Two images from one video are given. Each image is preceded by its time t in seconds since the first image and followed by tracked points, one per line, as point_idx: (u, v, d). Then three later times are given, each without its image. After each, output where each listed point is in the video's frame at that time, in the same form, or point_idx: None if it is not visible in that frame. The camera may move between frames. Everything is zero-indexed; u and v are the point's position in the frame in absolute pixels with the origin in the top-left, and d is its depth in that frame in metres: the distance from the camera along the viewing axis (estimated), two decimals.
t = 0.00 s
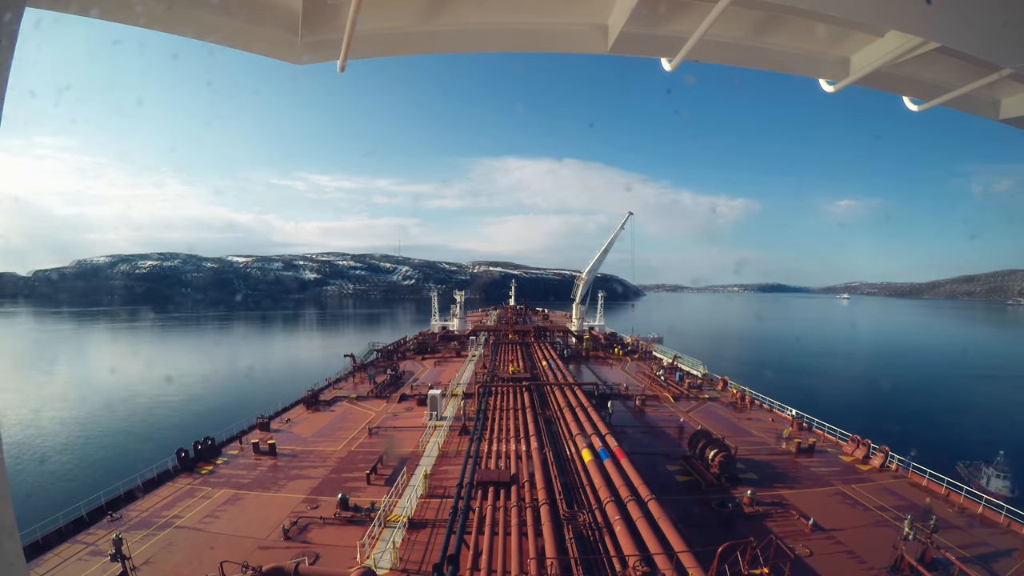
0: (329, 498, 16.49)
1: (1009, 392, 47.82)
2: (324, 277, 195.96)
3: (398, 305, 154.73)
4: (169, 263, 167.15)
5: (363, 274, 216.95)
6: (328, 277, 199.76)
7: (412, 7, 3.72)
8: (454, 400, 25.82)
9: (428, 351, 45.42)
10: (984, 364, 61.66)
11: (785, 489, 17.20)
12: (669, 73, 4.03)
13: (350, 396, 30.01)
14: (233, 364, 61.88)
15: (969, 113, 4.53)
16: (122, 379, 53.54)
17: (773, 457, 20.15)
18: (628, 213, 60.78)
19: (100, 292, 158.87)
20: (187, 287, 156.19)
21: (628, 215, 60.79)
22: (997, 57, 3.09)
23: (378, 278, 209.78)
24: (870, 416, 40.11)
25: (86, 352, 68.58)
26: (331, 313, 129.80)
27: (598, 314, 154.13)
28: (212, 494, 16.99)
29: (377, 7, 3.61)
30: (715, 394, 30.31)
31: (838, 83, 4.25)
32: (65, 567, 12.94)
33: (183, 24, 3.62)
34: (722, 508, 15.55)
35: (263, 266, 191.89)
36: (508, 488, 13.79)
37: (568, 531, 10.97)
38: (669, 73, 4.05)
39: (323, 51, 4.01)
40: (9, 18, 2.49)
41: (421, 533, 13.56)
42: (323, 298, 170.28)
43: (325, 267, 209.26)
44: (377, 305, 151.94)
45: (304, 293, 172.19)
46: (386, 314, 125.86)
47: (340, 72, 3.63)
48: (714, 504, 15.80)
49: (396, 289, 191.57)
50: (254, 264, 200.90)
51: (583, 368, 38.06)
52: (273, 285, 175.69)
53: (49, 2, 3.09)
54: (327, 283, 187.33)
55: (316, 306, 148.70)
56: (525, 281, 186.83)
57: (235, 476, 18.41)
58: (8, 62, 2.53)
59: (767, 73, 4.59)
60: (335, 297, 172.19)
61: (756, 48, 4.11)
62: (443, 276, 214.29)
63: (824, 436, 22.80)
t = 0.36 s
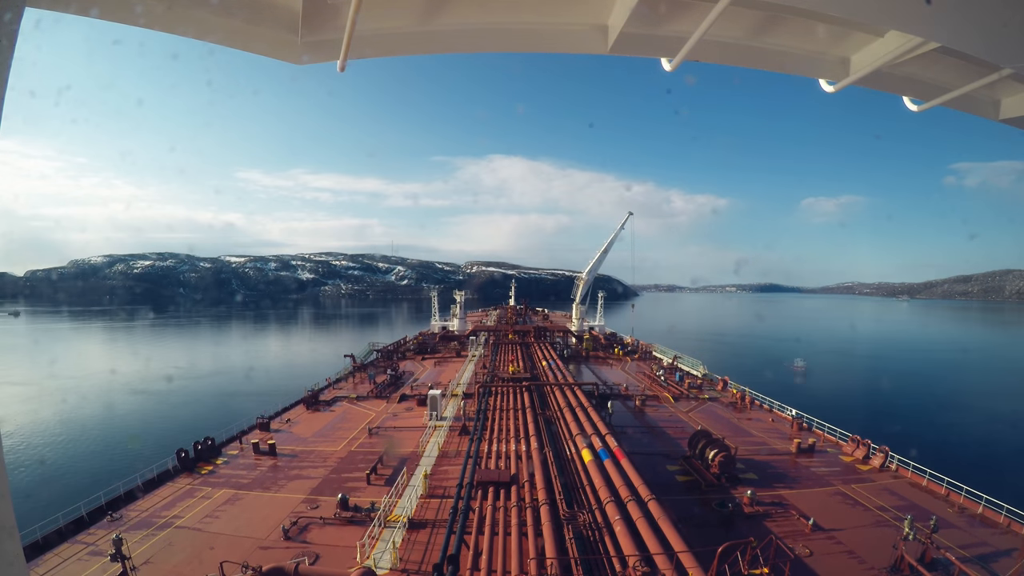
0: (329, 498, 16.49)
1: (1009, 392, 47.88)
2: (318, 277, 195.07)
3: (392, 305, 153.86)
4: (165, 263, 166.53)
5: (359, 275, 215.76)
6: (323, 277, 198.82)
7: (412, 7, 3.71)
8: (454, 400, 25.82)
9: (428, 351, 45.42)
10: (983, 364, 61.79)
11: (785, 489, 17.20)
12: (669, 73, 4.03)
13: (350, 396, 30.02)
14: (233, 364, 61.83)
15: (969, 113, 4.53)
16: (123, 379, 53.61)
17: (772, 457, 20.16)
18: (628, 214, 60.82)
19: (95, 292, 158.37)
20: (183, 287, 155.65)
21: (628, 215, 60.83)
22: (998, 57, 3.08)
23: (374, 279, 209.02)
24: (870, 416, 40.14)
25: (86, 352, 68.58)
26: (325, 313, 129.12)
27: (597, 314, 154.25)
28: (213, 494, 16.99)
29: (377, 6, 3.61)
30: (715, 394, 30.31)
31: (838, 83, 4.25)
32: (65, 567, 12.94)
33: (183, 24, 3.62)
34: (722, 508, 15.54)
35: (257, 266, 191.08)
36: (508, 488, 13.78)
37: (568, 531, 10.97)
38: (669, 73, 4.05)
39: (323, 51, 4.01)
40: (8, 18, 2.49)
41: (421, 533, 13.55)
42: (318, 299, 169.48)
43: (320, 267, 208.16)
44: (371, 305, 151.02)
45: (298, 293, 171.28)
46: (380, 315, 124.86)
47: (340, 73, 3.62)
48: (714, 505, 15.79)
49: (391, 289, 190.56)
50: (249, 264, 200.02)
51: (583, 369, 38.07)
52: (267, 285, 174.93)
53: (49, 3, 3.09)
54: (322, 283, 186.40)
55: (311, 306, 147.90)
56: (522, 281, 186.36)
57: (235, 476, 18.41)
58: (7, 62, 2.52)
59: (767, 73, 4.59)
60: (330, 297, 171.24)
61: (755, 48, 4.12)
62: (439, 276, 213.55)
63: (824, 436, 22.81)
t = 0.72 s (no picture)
0: (329, 498, 16.49)
1: (1009, 392, 47.87)
2: (314, 277, 194.24)
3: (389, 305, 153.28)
4: (162, 263, 166.10)
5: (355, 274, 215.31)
6: (319, 277, 198.17)
7: (411, 7, 3.71)
8: (454, 400, 25.81)
9: (428, 351, 45.40)
10: (983, 364, 61.75)
11: (785, 489, 17.20)
12: (669, 73, 4.04)
13: (350, 396, 30.02)
14: (231, 364, 61.66)
15: (969, 113, 4.52)
16: (122, 379, 53.55)
17: (772, 457, 20.15)
18: (628, 213, 60.79)
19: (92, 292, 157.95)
20: (180, 287, 155.30)
21: (628, 215, 60.81)
22: (997, 57, 3.08)
23: (371, 279, 208.61)
24: (869, 416, 40.15)
25: (85, 353, 68.47)
26: (322, 313, 128.68)
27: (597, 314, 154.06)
28: (213, 494, 17.00)
29: (378, 7, 3.62)
30: (715, 394, 30.30)
31: (838, 83, 4.25)
32: (65, 567, 12.94)
33: (183, 24, 3.62)
34: (722, 508, 15.55)
35: (254, 266, 190.39)
36: (508, 488, 13.79)
37: (568, 531, 10.97)
38: (670, 73, 4.05)
39: (324, 51, 4.00)
40: (8, 18, 2.48)
41: (421, 533, 13.56)
42: (314, 299, 168.80)
43: (316, 266, 207.33)
44: (366, 306, 150.24)
45: (295, 293, 170.67)
46: (376, 315, 124.38)
47: (341, 73, 3.63)
48: (714, 504, 15.79)
49: (387, 289, 190.05)
50: (246, 264, 199.38)
51: (583, 368, 38.05)
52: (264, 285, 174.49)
53: (48, 2, 3.09)
54: (318, 283, 185.50)
55: (307, 306, 147.25)
56: (520, 281, 186.00)
57: (235, 476, 18.41)
58: (7, 62, 2.52)
59: (767, 73, 4.59)
60: (326, 298, 170.61)
61: (755, 48, 4.12)
62: (437, 276, 213.07)
63: (824, 436, 22.81)
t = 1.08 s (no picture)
0: (329, 498, 16.50)
1: (1008, 392, 47.85)
2: (311, 277, 193.37)
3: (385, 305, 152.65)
4: (160, 263, 165.60)
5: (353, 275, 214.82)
6: (316, 277, 197.58)
7: (411, 7, 3.72)
8: (454, 400, 25.79)
9: (428, 351, 45.39)
10: (983, 364, 61.72)
11: (785, 489, 17.19)
12: (669, 73, 4.03)
13: (350, 396, 30.01)
14: (231, 364, 61.62)
15: (969, 113, 4.53)
16: (122, 379, 53.52)
17: (772, 457, 20.15)
18: (628, 214, 60.85)
19: (90, 292, 157.56)
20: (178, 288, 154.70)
21: (628, 215, 60.88)
22: (997, 57, 3.09)
23: (369, 279, 208.29)
24: (869, 416, 40.12)
25: (85, 353, 68.40)
26: (319, 313, 128.29)
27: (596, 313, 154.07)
28: (213, 493, 17.01)
29: (378, 7, 3.62)
30: (715, 394, 30.30)
31: (838, 83, 4.25)
32: (65, 567, 12.94)
33: (183, 24, 3.62)
34: (722, 508, 15.55)
35: (252, 266, 189.73)
36: (508, 488, 13.78)
37: (568, 531, 10.97)
38: (669, 73, 4.05)
39: (323, 51, 4.00)
40: (8, 17, 2.49)
41: (421, 533, 13.55)
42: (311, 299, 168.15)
43: (313, 266, 206.70)
44: (366, 305, 150.17)
45: (293, 293, 170.29)
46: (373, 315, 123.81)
47: (341, 73, 3.63)
48: (714, 504, 15.79)
49: (384, 289, 189.56)
50: (244, 264, 198.81)
51: (583, 368, 38.05)
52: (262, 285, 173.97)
53: (49, 2, 3.10)
54: (315, 283, 184.77)
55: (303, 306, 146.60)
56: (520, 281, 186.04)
57: (235, 476, 18.41)
58: (8, 62, 2.53)
59: (767, 73, 4.60)
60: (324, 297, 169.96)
61: (755, 48, 4.12)
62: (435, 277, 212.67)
63: (824, 436, 22.81)
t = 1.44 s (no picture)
0: (328, 498, 16.50)
1: (1008, 392, 47.87)
2: (309, 278, 192.92)
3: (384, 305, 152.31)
4: (158, 262, 165.13)
5: (352, 275, 214.40)
6: (314, 277, 197.20)
7: (411, 8, 3.72)
8: (454, 400, 25.79)
9: (428, 351, 45.39)
10: (983, 364, 61.70)
11: (785, 489, 17.19)
12: (669, 73, 4.03)
13: (350, 396, 30.01)
14: (230, 364, 61.57)
15: (968, 113, 4.53)
16: (122, 379, 53.54)
17: (772, 457, 20.16)
18: (628, 214, 60.87)
19: (88, 292, 157.36)
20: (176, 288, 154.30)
21: (628, 215, 60.90)
22: (996, 57, 3.09)
23: (368, 279, 207.59)
24: (870, 416, 40.10)
25: (84, 353, 68.29)
26: (317, 313, 128.01)
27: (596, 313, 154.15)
28: (213, 494, 17.00)
29: (378, 7, 3.62)
30: (715, 394, 30.30)
31: (838, 83, 4.25)
32: (66, 567, 12.94)
33: (183, 24, 3.62)
34: (722, 508, 15.54)
35: (250, 266, 189.33)
36: (508, 488, 13.78)
37: (568, 531, 10.96)
38: (670, 73, 4.05)
39: (323, 51, 4.01)
40: (9, 18, 2.49)
41: (421, 533, 13.54)
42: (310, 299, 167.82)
43: (312, 267, 206.29)
44: (365, 305, 150.09)
45: (292, 293, 170.06)
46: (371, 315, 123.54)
47: (340, 72, 3.62)
48: (714, 505, 15.79)
49: (382, 289, 189.22)
50: (243, 264, 198.66)
51: (583, 368, 38.04)
52: (261, 285, 173.67)
53: (48, 2, 3.09)
54: (314, 283, 184.44)
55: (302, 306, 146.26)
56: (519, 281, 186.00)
57: (235, 476, 18.41)
58: (8, 62, 2.53)
59: (767, 72, 4.59)
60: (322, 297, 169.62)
61: (755, 48, 4.12)
62: (434, 277, 211.44)
63: (824, 436, 22.81)
